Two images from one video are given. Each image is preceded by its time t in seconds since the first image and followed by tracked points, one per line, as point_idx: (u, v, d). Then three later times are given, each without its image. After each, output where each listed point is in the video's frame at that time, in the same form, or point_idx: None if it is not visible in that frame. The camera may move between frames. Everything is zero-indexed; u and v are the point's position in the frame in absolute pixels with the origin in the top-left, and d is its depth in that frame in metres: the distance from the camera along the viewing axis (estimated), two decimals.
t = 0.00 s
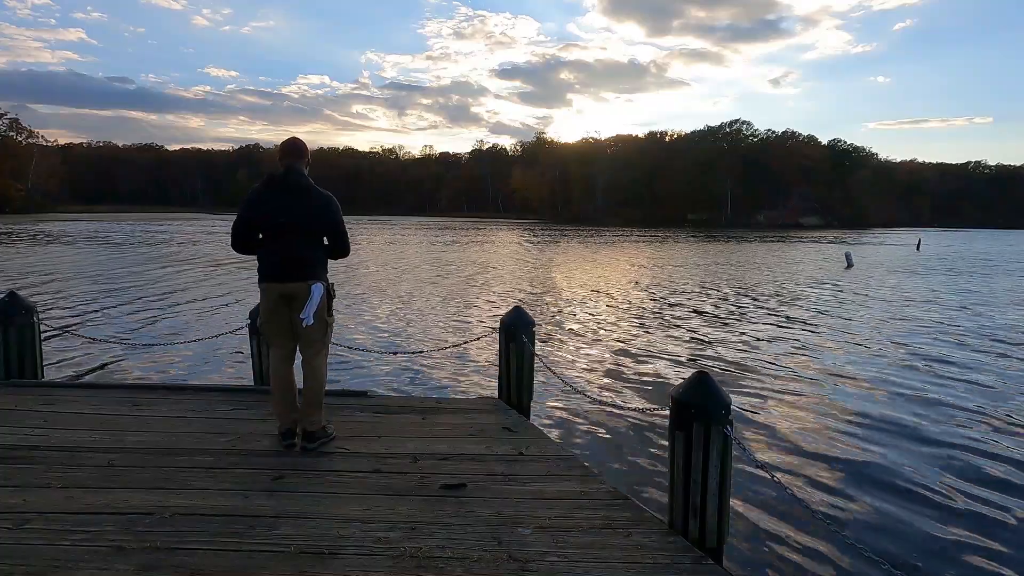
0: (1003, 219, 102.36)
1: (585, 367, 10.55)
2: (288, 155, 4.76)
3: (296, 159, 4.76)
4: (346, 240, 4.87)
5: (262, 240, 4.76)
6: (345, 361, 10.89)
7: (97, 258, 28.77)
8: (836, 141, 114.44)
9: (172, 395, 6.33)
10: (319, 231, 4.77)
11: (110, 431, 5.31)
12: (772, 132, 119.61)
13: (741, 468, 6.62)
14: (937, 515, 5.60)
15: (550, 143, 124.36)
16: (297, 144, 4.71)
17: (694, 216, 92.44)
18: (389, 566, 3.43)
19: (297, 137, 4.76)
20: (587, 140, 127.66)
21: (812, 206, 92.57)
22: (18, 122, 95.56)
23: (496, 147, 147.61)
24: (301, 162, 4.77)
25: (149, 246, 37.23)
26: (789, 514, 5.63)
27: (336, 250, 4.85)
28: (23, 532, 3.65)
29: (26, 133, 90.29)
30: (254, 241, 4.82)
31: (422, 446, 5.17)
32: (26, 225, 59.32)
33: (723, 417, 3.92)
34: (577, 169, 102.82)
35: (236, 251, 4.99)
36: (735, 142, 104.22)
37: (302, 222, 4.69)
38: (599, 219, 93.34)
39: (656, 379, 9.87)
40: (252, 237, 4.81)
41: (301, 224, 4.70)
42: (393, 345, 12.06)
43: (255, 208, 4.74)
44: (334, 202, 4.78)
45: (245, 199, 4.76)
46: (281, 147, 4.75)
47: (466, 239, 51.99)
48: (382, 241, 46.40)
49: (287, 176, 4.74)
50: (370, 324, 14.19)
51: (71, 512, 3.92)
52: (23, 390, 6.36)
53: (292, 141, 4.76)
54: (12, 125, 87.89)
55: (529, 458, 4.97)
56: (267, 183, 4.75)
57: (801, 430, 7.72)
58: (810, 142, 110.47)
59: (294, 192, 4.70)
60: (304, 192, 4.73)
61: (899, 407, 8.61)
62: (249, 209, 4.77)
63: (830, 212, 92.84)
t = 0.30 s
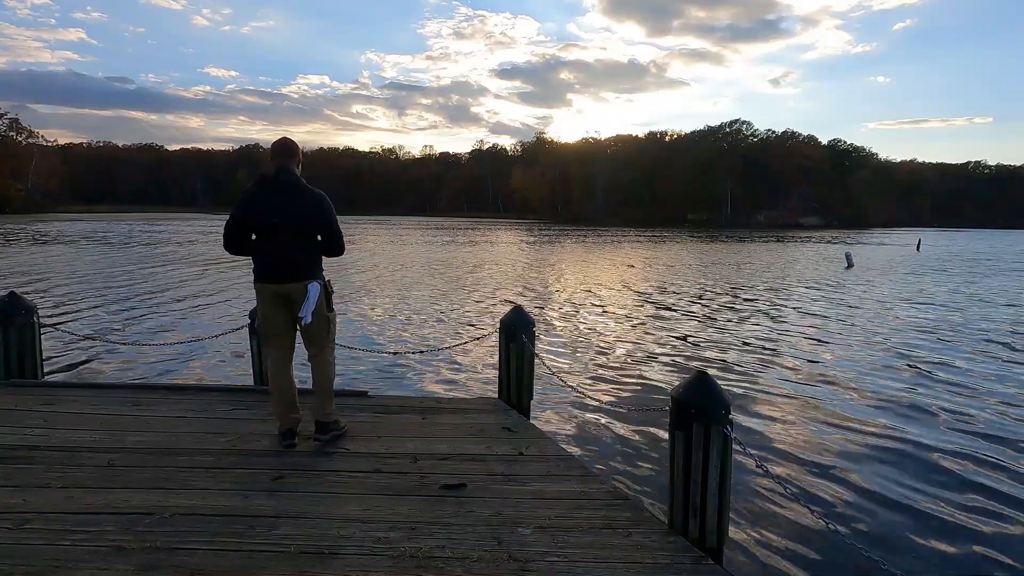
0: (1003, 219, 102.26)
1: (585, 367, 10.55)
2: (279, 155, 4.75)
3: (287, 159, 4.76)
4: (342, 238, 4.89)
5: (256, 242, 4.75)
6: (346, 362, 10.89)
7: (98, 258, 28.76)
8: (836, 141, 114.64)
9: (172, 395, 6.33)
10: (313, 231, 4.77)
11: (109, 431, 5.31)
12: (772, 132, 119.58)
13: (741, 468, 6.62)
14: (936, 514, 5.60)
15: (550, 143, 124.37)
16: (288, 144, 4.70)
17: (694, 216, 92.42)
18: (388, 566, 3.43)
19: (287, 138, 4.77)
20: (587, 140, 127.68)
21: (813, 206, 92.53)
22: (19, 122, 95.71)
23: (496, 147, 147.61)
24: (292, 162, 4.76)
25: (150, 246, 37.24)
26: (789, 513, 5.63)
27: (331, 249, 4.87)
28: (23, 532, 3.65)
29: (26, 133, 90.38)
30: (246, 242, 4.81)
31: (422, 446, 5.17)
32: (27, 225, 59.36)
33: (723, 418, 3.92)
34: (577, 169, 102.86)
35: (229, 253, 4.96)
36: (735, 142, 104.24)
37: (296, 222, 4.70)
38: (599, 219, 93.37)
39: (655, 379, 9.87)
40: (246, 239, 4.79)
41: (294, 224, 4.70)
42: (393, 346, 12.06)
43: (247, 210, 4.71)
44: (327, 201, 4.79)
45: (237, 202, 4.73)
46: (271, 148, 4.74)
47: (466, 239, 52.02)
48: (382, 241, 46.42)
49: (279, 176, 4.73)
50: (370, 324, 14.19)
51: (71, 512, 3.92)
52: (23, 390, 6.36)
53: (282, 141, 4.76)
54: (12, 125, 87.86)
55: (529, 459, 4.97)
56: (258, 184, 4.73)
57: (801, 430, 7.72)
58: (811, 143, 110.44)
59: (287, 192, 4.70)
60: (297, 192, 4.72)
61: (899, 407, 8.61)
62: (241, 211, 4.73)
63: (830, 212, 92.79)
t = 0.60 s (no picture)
0: (1004, 219, 102.24)
1: (585, 368, 10.55)
2: (279, 155, 4.74)
3: (287, 159, 4.75)
4: (342, 239, 4.89)
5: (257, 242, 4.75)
6: (346, 362, 10.89)
7: (98, 258, 28.77)
8: (835, 141, 114.67)
9: (173, 395, 6.33)
10: (313, 231, 4.77)
11: (109, 431, 5.31)
12: (773, 132, 119.59)
13: (741, 468, 6.62)
14: (937, 515, 5.59)
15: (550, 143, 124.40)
16: (287, 144, 4.70)
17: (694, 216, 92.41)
18: (389, 566, 3.43)
19: (287, 138, 4.76)
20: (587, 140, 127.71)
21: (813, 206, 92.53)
22: (19, 122, 95.77)
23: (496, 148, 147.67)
24: (292, 162, 4.75)
25: (150, 246, 37.25)
26: (789, 514, 5.62)
27: (331, 248, 4.87)
28: (23, 532, 3.65)
29: (26, 133, 90.43)
30: (248, 242, 4.82)
31: (422, 446, 5.17)
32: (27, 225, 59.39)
33: (723, 418, 3.92)
34: (577, 169, 102.86)
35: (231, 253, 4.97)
36: (735, 142, 104.22)
37: (296, 222, 4.69)
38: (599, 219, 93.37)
39: (655, 379, 9.87)
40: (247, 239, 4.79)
41: (294, 225, 4.70)
42: (394, 346, 12.06)
43: (248, 211, 4.72)
44: (328, 200, 4.77)
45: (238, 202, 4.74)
46: (271, 148, 4.73)
47: (467, 238, 52.04)
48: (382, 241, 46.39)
49: (279, 176, 4.72)
50: (371, 324, 14.19)
51: (71, 512, 3.92)
52: (23, 390, 6.36)
53: (282, 141, 4.75)
54: (12, 125, 87.86)
55: (529, 459, 4.97)
56: (259, 184, 4.73)
57: (801, 430, 7.72)
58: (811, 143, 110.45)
59: (287, 193, 4.70)
60: (298, 192, 4.72)
61: (899, 407, 8.61)
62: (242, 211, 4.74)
63: (830, 212, 92.76)
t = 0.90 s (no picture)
0: (1004, 219, 102.20)
1: (585, 367, 10.55)
2: (285, 155, 4.74)
3: (293, 159, 4.75)
4: (347, 239, 4.88)
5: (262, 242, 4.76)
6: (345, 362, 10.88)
7: (98, 258, 28.77)
8: (835, 141, 114.76)
9: (173, 395, 6.34)
10: (317, 230, 4.77)
11: (110, 431, 5.31)
12: (773, 132, 119.58)
13: (741, 468, 6.62)
14: (938, 515, 5.59)
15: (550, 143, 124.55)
16: (293, 144, 4.70)
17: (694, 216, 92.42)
18: (388, 566, 3.43)
19: (292, 137, 4.75)
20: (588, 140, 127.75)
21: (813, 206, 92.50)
22: (19, 122, 95.96)
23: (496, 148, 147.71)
24: (298, 161, 4.75)
25: (151, 246, 37.27)
26: (791, 514, 5.62)
27: (337, 248, 4.87)
28: (23, 532, 3.65)
29: (26, 133, 90.45)
30: (253, 242, 4.81)
31: (422, 446, 5.17)
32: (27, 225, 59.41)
33: (723, 418, 3.92)
34: (577, 169, 102.88)
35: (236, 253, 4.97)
36: (735, 142, 104.22)
37: (299, 222, 4.69)
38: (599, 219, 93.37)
39: (655, 379, 9.87)
40: (251, 240, 4.79)
41: (297, 225, 4.70)
42: (393, 346, 12.05)
43: (253, 211, 4.72)
44: (334, 200, 4.78)
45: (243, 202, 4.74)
46: (277, 148, 4.73)
47: (467, 238, 52.04)
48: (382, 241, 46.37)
49: (284, 177, 4.73)
50: (370, 324, 14.18)
51: (71, 512, 3.92)
52: (23, 390, 6.36)
53: (288, 140, 4.75)
54: (12, 125, 87.82)
55: (528, 459, 4.97)
56: (264, 184, 4.73)
57: (801, 430, 7.72)
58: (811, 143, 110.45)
59: (291, 193, 4.70)
60: (301, 192, 4.72)
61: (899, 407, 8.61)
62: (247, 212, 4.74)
63: (830, 212, 92.76)
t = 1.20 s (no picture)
0: (1004, 219, 102.18)
1: (586, 367, 10.55)
2: (288, 155, 4.74)
3: (297, 159, 4.75)
4: (349, 240, 4.87)
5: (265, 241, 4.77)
6: (345, 362, 10.88)
7: (98, 258, 28.76)
8: (835, 141, 114.93)
9: (173, 395, 6.34)
10: (318, 231, 4.76)
11: (110, 431, 5.30)
12: (773, 132, 119.61)
13: (741, 468, 6.63)
14: (938, 514, 5.61)
15: (550, 143, 124.57)
16: (297, 144, 4.70)
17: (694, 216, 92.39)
18: (388, 566, 3.44)
19: (296, 138, 4.75)
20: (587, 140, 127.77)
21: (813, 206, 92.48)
22: (18, 122, 95.95)
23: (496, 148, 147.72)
24: (301, 161, 4.75)
25: (151, 246, 37.26)
26: (792, 514, 5.63)
27: (339, 249, 4.86)
28: (24, 532, 3.65)
29: (26, 133, 90.45)
30: (256, 242, 4.82)
31: (422, 446, 5.17)
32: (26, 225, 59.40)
33: (723, 418, 3.92)
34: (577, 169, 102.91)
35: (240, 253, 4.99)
36: (735, 142, 104.22)
37: (300, 222, 4.69)
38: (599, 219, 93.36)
39: (655, 379, 9.87)
40: (254, 240, 4.80)
41: (298, 225, 4.70)
42: (393, 346, 12.05)
43: (256, 211, 4.73)
44: (337, 200, 4.77)
45: (247, 201, 4.76)
46: (281, 147, 4.73)
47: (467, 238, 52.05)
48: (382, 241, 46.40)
49: (288, 176, 4.73)
50: (370, 324, 14.18)
51: (71, 512, 3.92)
52: (23, 390, 6.36)
53: (291, 140, 4.75)
54: (12, 125, 87.85)
55: (528, 459, 4.97)
56: (268, 184, 4.74)
57: (801, 430, 7.72)
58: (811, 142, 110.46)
59: (293, 193, 4.71)
60: (303, 192, 4.72)
61: (899, 407, 8.61)
62: (250, 212, 4.75)
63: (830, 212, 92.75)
